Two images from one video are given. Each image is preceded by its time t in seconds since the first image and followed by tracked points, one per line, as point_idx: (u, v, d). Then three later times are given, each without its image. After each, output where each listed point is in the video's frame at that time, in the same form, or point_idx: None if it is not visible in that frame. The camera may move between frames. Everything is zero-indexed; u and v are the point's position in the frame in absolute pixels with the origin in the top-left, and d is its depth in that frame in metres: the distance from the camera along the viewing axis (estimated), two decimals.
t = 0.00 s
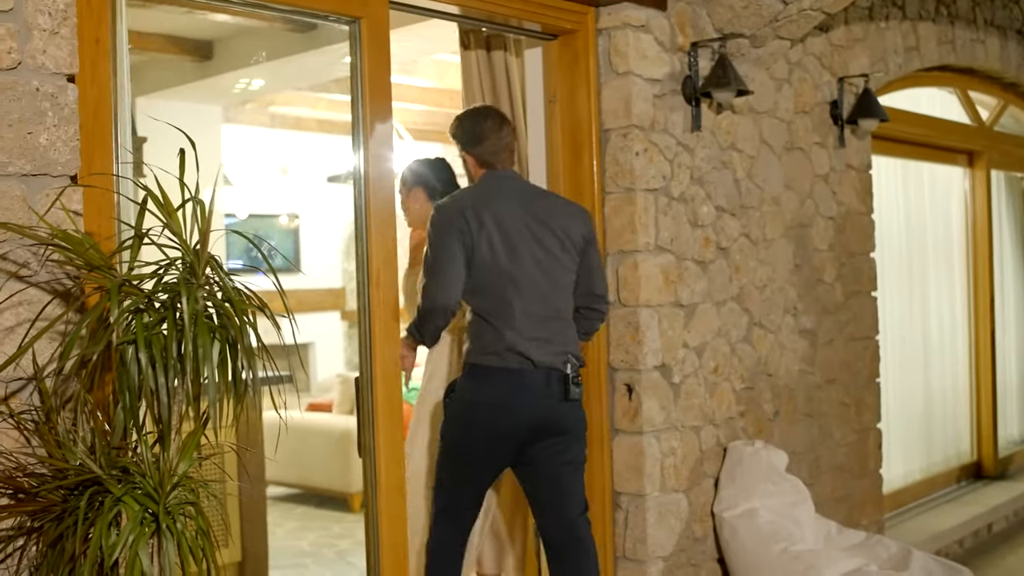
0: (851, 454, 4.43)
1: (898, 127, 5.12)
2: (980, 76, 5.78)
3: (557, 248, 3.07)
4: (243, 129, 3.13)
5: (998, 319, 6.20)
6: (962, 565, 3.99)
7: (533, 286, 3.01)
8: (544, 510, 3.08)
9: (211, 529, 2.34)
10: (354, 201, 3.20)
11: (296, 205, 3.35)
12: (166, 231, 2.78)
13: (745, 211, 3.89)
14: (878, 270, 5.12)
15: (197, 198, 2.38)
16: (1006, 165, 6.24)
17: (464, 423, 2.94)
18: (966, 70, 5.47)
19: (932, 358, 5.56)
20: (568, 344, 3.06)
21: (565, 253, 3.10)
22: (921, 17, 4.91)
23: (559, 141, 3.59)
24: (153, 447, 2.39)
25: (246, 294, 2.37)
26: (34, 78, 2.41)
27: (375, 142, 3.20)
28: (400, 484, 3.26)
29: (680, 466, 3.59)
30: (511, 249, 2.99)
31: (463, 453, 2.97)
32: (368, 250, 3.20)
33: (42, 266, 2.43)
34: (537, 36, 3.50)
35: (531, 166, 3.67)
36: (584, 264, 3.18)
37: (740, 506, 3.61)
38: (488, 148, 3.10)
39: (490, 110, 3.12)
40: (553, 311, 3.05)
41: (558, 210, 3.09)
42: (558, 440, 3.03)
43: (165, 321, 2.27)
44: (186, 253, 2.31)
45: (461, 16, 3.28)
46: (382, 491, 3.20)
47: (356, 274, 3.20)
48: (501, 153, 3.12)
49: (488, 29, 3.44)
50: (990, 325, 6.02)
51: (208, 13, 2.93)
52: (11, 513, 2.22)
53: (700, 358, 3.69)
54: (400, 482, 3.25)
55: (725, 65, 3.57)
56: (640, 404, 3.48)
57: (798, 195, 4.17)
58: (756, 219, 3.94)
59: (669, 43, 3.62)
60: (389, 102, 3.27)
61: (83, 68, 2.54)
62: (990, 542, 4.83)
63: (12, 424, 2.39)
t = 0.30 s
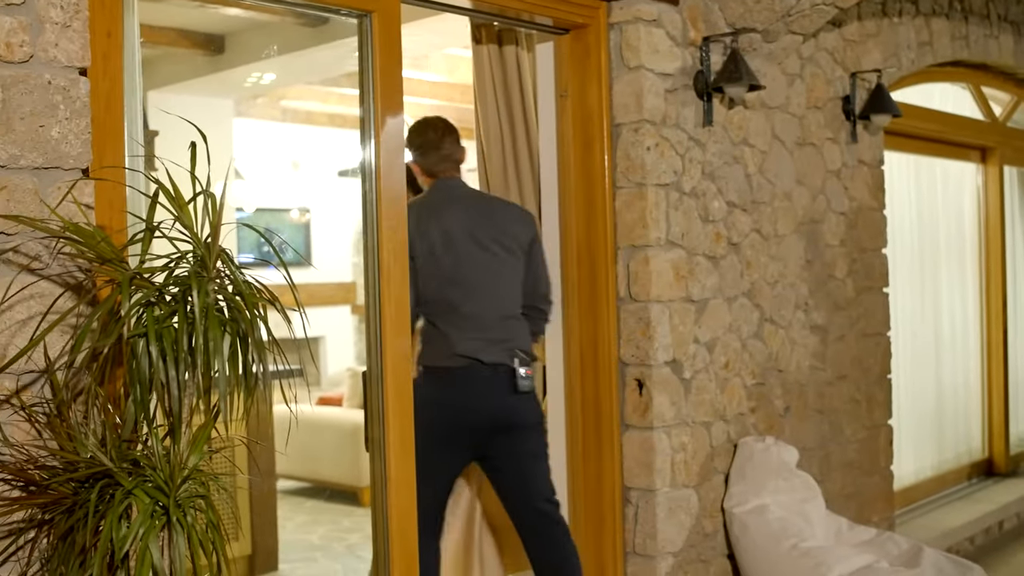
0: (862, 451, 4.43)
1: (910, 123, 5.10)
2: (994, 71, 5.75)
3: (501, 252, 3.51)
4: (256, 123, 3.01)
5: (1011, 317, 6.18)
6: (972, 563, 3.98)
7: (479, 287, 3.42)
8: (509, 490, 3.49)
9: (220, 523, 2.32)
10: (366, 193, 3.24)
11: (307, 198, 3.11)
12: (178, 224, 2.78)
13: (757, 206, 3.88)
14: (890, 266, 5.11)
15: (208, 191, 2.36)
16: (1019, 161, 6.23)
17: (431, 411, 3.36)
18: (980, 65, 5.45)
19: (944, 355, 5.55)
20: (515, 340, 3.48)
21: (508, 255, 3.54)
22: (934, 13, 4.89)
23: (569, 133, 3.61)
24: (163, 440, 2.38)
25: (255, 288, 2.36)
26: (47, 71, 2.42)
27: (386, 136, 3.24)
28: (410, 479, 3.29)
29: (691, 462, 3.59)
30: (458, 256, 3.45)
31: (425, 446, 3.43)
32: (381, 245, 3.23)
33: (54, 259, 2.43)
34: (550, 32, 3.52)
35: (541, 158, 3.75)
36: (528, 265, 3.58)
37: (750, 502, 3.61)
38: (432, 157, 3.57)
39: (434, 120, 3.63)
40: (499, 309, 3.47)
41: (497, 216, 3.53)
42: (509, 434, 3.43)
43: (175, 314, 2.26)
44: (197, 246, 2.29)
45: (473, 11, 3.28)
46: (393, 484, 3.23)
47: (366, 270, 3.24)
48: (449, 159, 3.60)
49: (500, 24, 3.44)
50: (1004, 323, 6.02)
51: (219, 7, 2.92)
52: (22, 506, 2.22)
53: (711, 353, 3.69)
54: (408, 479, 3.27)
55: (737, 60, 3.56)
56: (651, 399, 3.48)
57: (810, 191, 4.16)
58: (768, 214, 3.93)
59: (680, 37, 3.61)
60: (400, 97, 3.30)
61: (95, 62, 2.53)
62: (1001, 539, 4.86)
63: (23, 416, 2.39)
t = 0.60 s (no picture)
0: (873, 446, 4.42)
1: (921, 118, 5.09)
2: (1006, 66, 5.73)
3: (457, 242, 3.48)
4: (265, 118, 2.99)
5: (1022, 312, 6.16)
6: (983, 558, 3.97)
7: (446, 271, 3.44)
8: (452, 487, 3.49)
9: (230, 518, 2.32)
10: (377, 188, 3.24)
11: (316, 194, 3.11)
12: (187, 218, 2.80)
13: (768, 201, 3.88)
14: (901, 261, 5.10)
15: (220, 186, 2.36)
16: None
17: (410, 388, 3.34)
18: (992, 60, 5.43)
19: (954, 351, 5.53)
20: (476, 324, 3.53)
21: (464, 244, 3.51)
22: (946, 7, 4.87)
23: (581, 129, 3.64)
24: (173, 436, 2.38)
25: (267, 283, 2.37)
26: (58, 66, 2.42)
27: (397, 131, 3.24)
28: (421, 472, 3.30)
29: (701, 458, 3.59)
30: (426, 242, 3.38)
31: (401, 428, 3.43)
32: (390, 238, 3.23)
33: (64, 254, 2.44)
34: (561, 27, 3.58)
35: (551, 154, 3.73)
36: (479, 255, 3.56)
37: (760, 497, 3.61)
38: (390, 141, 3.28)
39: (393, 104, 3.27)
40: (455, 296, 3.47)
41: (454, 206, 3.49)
42: (463, 423, 3.50)
43: (185, 309, 2.26)
44: (210, 241, 2.30)
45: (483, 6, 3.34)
46: (404, 479, 3.24)
47: (377, 263, 3.24)
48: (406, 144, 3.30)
49: (510, 19, 3.50)
50: (1015, 318, 6.00)
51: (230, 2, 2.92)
52: (34, 500, 2.22)
53: (721, 349, 3.68)
54: (419, 473, 3.28)
55: (748, 54, 3.55)
56: (661, 395, 3.48)
57: (821, 185, 4.15)
58: (778, 209, 3.93)
59: (691, 32, 3.60)
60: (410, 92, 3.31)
61: (106, 56, 2.54)
62: (1013, 535, 4.87)
63: (34, 411, 2.38)
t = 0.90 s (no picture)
0: (868, 450, 4.42)
1: (916, 122, 5.10)
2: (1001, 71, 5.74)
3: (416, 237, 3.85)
4: (263, 123, 3.01)
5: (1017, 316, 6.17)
6: (978, 562, 3.97)
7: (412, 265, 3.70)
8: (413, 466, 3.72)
9: (225, 522, 2.32)
10: (372, 192, 3.24)
11: (311, 197, 3.10)
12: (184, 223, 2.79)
13: (763, 205, 3.88)
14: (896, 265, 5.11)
15: (214, 189, 2.35)
16: None
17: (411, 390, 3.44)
18: (987, 64, 5.43)
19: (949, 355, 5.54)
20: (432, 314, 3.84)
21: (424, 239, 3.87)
22: (941, 11, 4.88)
23: (577, 133, 3.62)
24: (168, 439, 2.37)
25: (261, 286, 2.35)
26: (53, 69, 2.42)
27: (392, 135, 3.25)
28: (415, 475, 3.30)
29: (696, 461, 3.59)
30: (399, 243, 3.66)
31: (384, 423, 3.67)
32: (386, 241, 3.23)
33: (59, 258, 2.43)
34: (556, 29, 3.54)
35: (547, 156, 3.75)
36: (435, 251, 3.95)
37: (755, 501, 3.61)
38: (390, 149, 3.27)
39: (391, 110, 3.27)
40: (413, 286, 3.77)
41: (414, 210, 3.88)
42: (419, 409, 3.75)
43: (181, 312, 2.25)
44: (204, 245, 2.28)
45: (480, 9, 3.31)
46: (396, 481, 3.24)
47: (372, 266, 3.23)
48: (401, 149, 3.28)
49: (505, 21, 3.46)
50: (1010, 322, 6.01)
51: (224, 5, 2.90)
52: (28, 503, 2.22)
53: (716, 353, 3.69)
54: (412, 476, 3.29)
55: (743, 58, 3.56)
56: (656, 398, 3.49)
57: (816, 189, 4.15)
58: (774, 213, 3.93)
59: (687, 36, 3.60)
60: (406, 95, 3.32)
61: (102, 59, 2.54)
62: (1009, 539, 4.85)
63: (29, 414, 2.38)
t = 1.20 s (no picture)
0: (869, 449, 4.42)
1: (917, 122, 5.10)
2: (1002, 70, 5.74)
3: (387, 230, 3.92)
4: (265, 122, 2.98)
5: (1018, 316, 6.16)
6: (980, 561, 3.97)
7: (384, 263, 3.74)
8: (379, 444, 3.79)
9: (227, 520, 2.32)
10: (374, 191, 3.24)
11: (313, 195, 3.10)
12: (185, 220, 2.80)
13: (765, 204, 3.88)
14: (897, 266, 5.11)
15: (216, 187, 2.35)
16: None
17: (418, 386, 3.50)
18: (988, 63, 5.43)
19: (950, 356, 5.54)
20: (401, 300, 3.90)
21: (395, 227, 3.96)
22: (942, 11, 4.88)
23: (577, 133, 3.63)
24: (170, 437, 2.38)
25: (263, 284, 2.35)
26: (55, 67, 2.42)
27: (393, 133, 3.25)
28: (418, 471, 3.31)
29: (697, 460, 3.59)
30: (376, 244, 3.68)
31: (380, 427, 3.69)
32: (388, 238, 3.24)
33: (59, 256, 2.43)
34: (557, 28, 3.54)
35: (548, 155, 3.75)
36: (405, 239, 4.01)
37: (756, 500, 3.61)
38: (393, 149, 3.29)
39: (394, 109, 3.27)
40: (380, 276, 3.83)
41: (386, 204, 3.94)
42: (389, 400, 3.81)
43: (183, 310, 2.25)
44: (206, 243, 2.28)
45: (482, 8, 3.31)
46: (398, 478, 3.25)
47: (373, 264, 3.24)
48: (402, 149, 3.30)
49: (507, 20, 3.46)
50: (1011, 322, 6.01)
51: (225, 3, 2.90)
52: (29, 501, 2.22)
53: (717, 351, 3.69)
54: (416, 472, 3.30)
55: (744, 57, 3.56)
56: (657, 397, 3.49)
57: (817, 188, 4.15)
58: (775, 212, 3.93)
59: (688, 34, 3.61)
60: (408, 93, 3.32)
61: (103, 58, 2.54)
62: (1009, 538, 4.87)
63: (31, 412, 2.38)
